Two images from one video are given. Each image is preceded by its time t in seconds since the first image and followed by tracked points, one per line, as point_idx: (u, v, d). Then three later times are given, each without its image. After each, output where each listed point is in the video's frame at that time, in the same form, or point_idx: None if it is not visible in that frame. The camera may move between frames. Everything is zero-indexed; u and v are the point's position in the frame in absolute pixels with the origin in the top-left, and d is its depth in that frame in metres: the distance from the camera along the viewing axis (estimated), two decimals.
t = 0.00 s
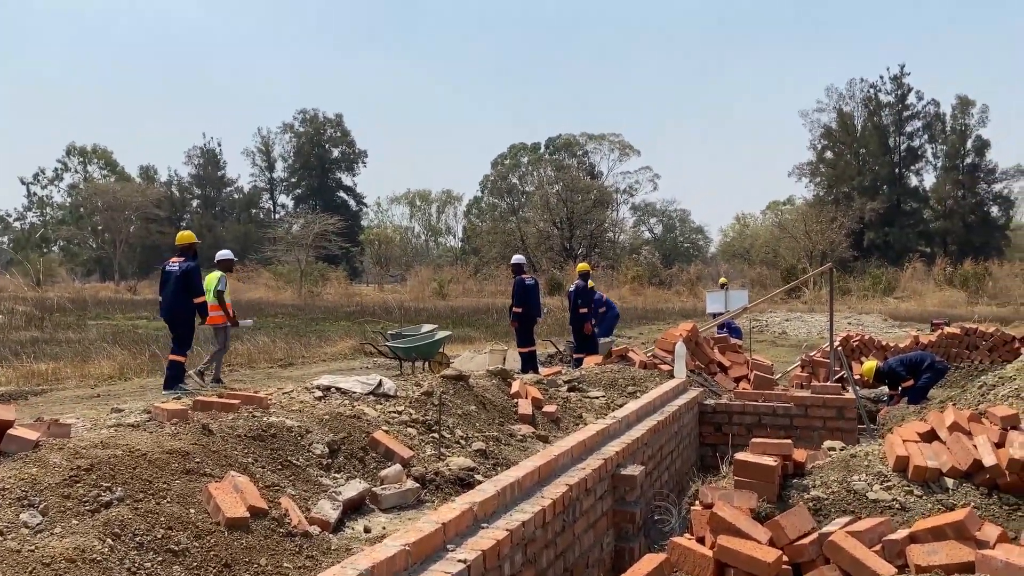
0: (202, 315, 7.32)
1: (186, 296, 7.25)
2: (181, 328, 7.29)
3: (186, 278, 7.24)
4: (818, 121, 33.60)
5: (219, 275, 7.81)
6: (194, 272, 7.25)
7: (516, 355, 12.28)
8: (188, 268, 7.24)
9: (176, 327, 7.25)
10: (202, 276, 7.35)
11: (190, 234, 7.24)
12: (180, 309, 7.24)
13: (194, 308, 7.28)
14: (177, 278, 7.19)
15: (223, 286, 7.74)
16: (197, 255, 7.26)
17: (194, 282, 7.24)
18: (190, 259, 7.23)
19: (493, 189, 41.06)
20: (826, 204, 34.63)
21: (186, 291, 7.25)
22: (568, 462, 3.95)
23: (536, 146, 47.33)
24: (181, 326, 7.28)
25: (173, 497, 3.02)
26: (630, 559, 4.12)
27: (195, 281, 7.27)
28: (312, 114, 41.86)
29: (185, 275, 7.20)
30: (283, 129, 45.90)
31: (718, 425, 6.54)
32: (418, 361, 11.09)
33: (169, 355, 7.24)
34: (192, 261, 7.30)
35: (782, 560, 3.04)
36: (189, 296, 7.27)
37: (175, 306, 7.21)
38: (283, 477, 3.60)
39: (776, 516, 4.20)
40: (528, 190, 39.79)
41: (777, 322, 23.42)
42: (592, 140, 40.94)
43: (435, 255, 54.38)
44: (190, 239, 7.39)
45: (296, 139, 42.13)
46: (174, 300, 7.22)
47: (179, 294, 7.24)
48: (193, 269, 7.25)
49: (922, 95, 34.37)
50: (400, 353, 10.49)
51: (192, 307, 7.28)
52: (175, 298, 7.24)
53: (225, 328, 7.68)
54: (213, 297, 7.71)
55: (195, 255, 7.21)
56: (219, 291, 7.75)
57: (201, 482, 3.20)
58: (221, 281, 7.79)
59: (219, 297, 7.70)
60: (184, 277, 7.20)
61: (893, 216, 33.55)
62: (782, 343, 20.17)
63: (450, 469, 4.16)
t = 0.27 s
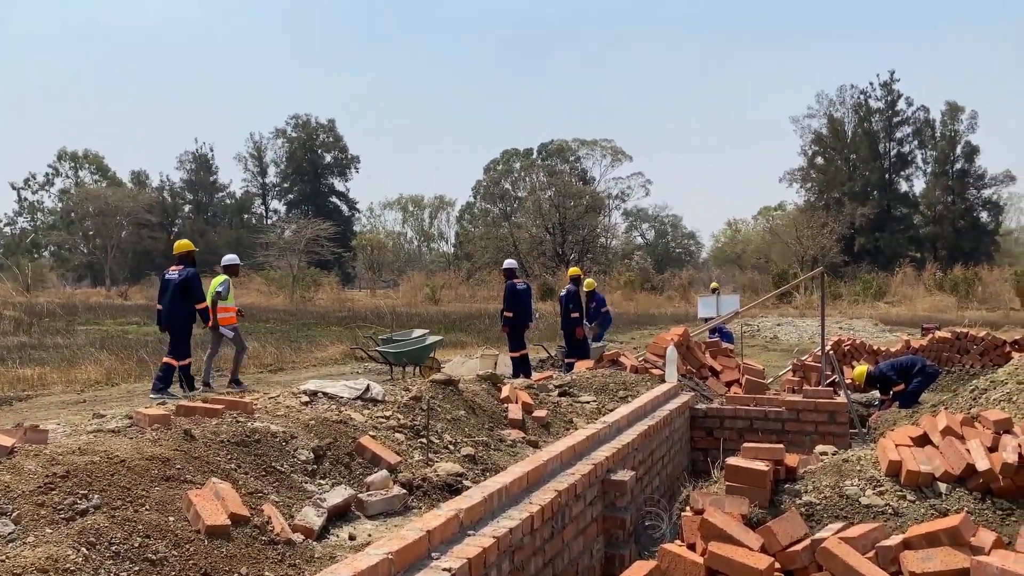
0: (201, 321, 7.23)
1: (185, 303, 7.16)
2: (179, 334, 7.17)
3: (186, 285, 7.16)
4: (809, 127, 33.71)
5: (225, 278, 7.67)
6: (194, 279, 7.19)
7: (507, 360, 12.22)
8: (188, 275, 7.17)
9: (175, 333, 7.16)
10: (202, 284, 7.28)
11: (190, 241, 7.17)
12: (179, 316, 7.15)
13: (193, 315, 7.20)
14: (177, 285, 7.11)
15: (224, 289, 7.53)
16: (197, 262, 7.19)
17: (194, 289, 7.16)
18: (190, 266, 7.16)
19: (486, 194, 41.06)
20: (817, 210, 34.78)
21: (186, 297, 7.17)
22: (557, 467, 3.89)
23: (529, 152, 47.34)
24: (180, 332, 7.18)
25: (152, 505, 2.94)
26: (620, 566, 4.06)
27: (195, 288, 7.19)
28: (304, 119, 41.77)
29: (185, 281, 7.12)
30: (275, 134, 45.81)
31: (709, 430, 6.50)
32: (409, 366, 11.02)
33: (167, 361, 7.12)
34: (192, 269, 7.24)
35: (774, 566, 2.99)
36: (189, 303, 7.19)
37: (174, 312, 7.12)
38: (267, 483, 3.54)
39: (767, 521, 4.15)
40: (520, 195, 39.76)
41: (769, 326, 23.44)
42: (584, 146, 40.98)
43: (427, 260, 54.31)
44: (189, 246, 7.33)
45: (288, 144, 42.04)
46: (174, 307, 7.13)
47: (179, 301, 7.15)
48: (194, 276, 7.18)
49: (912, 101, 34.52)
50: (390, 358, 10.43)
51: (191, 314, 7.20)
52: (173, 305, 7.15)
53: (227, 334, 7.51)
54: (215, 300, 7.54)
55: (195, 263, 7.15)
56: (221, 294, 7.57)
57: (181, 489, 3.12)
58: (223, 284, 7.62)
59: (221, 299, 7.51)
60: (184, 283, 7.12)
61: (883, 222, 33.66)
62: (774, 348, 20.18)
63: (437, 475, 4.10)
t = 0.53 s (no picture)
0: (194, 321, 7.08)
1: (177, 303, 7.00)
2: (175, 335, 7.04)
3: (176, 285, 6.98)
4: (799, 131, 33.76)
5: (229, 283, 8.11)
6: (184, 279, 7.00)
7: (493, 363, 12.12)
8: (178, 276, 6.99)
9: (168, 334, 7.01)
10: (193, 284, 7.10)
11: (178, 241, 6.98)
12: (172, 317, 7.00)
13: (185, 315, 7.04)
14: (168, 286, 6.95)
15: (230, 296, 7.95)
16: (186, 263, 7.01)
17: (184, 289, 6.99)
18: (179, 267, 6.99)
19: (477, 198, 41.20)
20: (806, 214, 34.88)
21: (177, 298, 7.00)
22: (533, 472, 3.78)
23: (519, 156, 47.28)
24: (174, 334, 7.04)
25: (104, 513, 2.82)
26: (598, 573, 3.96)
27: (185, 288, 7.01)
28: (294, 123, 41.59)
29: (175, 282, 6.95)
30: (264, 138, 45.61)
31: (693, 433, 6.40)
32: (393, 370, 10.88)
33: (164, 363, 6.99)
34: (182, 269, 7.06)
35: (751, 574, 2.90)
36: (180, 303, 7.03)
37: (167, 314, 6.98)
38: (230, 490, 3.42)
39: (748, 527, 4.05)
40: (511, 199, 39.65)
41: (758, 330, 23.43)
42: (575, 150, 40.96)
43: (418, 264, 54.18)
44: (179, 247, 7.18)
45: (278, 148, 41.86)
46: (166, 308, 6.99)
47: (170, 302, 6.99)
48: (184, 276, 7.00)
49: (900, 105, 34.62)
50: (374, 361, 10.29)
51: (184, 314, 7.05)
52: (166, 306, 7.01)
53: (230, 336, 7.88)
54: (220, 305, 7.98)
55: (184, 264, 6.97)
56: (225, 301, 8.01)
57: (137, 496, 3.00)
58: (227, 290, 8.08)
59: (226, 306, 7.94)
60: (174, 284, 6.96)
61: (872, 225, 33.72)
62: (763, 351, 20.15)
63: (411, 481, 3.98)
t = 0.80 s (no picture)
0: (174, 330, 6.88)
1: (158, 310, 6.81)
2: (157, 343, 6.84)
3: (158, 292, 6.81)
4: (787, 136, 33.74)
5: (220, 284, 8.31)
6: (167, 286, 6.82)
7: (473, 369, 11.93)
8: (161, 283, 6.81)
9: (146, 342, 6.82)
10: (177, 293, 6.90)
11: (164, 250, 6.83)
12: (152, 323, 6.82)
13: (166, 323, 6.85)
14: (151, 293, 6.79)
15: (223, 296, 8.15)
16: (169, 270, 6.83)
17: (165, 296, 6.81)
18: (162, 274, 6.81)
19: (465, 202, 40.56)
20: (794, 218, 34.88)
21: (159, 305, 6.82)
22: (490, 486, 3.60)
23: (509, 160, 47.14)
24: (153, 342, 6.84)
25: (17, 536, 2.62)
26: None
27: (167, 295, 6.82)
28: (282, 127, 41.30)
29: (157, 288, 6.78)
30: (252, 142, 45.34)
31: (669, 442, 6.23)
32: (369, 376, 10.66)
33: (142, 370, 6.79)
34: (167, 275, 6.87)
35: None
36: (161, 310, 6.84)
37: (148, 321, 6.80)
38: (166, 507, 3.22)
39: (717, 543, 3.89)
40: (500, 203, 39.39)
41: (745, 334, 23.35)
42: (564, 154, 40.85)
43: (406, 268, 53.94)
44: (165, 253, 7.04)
45: (265, 152, 41.56)
46: (147, 315, 6.82)
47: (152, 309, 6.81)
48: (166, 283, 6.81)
49: (888, 110, 34.66)
50: (349, 367, 10.09)
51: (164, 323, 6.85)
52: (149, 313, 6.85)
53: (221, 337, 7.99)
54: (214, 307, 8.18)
55: (169, 270, 6.78)
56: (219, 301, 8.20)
57: (58, 517, 2.80)
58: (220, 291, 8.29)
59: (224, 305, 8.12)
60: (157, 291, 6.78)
61: (859, 230, 33.74)
62: (748, 356, 20.05)
63: (364, 495, 3.80)
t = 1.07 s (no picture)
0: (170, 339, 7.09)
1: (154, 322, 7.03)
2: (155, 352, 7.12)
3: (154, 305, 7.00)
4: (774, 142, 33.75)
5: (211, 293, 8.22)
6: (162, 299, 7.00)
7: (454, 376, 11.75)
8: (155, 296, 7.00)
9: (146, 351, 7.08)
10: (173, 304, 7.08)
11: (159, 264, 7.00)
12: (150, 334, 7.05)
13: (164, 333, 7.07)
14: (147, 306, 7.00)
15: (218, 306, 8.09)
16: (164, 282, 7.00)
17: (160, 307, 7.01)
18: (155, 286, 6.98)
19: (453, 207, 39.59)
20: (781, 224, 34.90)
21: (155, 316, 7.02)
22: (453, 506, 3.43)
23: (497, 165, 47.00)
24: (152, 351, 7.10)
25: None
26: None
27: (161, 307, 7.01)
28: (268, 131, 40.99)
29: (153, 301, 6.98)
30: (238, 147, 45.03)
31: (649, 453, 6.07)
32: (346, 385, 10.46)
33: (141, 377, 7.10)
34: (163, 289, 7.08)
35: None
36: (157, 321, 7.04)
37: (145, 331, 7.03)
38: (106, 530, 3.04)
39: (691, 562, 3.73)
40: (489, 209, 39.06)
41: (731, 340, 23.27)
42: (552, 160, 40.76)
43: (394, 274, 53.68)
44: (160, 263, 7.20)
45: (251, 157, 41.22)
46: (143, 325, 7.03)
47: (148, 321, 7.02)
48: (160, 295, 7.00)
49: (874, 117, 34.75)
50: (326, 377, 9.87)
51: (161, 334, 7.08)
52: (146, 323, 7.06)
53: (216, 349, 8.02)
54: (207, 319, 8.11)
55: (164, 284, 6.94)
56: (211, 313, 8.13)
57: None
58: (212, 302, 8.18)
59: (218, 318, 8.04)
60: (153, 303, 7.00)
61: (846, 236, 33.77)
62: (735, 362, 19.96)
63: (323, 515, 3.62)
